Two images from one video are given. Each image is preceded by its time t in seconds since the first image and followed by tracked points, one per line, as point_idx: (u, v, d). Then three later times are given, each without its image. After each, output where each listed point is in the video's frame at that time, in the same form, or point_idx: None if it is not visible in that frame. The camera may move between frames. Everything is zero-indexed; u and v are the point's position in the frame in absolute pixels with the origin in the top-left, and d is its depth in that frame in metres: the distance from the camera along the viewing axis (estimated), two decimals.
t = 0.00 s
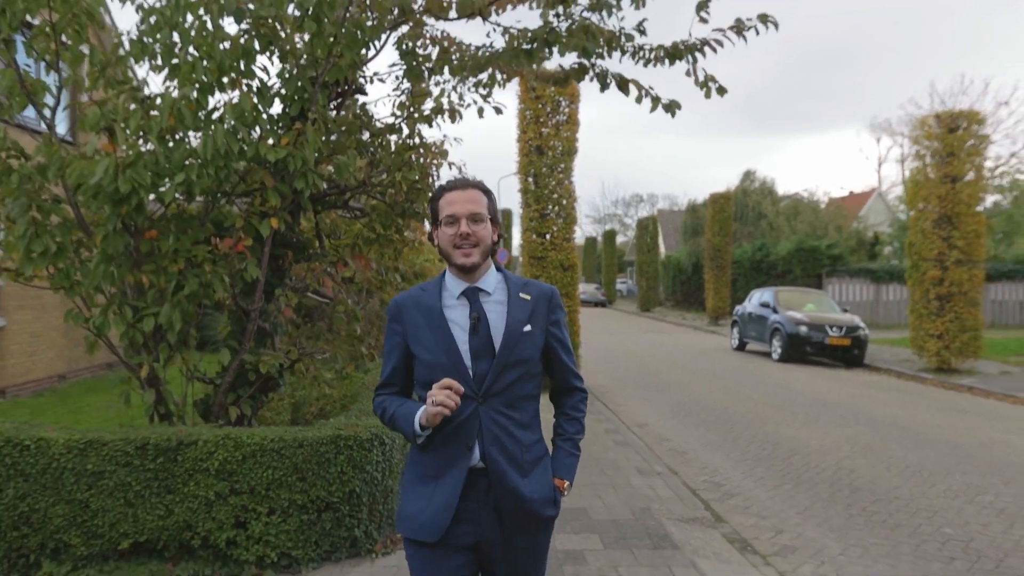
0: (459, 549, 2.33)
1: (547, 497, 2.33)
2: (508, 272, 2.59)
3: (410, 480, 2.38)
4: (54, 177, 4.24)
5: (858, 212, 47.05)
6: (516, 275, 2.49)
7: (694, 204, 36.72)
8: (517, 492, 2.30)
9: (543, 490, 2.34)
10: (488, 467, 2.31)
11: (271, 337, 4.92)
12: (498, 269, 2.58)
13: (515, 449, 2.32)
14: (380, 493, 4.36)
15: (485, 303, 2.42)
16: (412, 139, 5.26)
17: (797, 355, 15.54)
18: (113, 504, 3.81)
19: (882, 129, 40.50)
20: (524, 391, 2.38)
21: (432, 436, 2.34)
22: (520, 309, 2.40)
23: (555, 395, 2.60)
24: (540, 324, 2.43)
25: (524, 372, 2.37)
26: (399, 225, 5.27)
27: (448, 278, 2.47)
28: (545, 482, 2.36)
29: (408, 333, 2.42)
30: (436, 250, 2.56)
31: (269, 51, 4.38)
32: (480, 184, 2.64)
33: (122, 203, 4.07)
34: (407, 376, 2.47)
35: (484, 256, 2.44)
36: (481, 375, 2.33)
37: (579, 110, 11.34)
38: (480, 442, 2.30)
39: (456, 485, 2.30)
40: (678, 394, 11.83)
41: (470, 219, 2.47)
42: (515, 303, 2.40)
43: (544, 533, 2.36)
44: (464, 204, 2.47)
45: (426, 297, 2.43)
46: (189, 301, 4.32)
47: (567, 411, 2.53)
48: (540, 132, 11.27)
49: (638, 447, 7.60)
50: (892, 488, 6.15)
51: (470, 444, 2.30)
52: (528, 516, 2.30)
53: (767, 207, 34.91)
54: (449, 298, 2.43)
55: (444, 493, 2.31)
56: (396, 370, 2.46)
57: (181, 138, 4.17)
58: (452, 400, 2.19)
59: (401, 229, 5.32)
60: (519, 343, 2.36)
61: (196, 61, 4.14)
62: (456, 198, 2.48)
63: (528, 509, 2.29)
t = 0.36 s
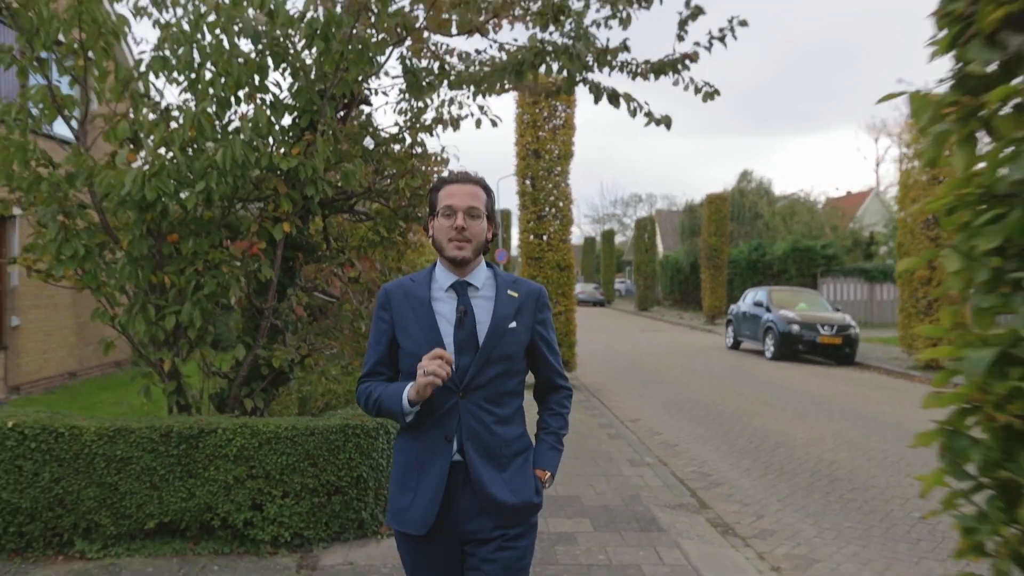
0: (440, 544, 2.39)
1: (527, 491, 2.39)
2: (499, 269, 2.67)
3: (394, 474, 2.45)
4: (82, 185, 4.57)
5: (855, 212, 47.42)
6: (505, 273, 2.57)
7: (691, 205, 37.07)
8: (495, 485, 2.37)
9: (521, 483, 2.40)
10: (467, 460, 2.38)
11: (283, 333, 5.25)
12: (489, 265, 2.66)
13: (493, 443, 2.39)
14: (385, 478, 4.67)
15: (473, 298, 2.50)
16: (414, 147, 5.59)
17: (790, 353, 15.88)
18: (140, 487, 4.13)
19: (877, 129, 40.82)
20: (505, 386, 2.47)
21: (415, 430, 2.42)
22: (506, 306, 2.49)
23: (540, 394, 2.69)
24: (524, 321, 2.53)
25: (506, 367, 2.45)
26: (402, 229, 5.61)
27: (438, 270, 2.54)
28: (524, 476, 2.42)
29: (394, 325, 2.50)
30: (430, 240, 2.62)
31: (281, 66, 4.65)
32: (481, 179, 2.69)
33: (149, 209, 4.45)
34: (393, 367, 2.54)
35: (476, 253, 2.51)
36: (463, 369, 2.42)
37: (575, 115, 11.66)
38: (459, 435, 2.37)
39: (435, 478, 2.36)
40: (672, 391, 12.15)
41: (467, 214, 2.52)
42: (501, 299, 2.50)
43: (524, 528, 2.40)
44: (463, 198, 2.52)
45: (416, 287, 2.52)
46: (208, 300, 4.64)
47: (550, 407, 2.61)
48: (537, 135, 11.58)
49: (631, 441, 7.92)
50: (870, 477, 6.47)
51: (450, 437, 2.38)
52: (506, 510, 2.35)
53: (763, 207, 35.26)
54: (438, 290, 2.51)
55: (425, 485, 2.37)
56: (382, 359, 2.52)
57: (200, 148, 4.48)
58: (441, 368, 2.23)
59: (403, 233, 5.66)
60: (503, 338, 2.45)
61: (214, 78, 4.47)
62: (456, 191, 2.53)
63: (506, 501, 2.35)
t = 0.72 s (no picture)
0: (436, 555, 2.30)
1: (527, 507, 2.28)
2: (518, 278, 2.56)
3: (393, 480, 2.38)
4: (110, 189, 4.87)
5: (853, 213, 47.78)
6: (524, 284, 2.46)
7: (690, 205, 37.44)
8: (494, 499, 2.26)
9: (522, 499, 2.29)
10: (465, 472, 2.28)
11: (297, 328, 5.58)
12: (508, 274, 2.55)
13: (494, 456, 2.28)
14: (393, 463, 5.00)
15: (488, 308, 2.40)
16: (420, 153, 5.91)
17: (784, 352, 16.20)
18: (168, 470, 4.45)
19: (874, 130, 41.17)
20: (513, 399, 2.33)
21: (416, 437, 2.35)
22: (520, 318, 2.37)
23: (554, 408, 2.55)
24: (538, 334, 2.38)
25: (514, 378, 2.33)
26: (409, 230, 5.94)
27: (456, 282, 2.46)
28: (526, 491, 2.31)
29: (406, 328, 2.43)
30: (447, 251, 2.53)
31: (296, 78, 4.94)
32: (496, 185, 2.57)
33: (174, 211, 4.77)
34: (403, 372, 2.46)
35: (493, 264, 2.41)
36: (468, 378, 2.31)
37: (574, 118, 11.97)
38: (458, 445, 2.27)
39: (431, 487, 2.28)
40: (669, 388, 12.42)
41: (482, 224, 2.41)
42: (516, 310, 2.37)
43: (521, 545, 2.29)
44: (477, 209, 2.41)
45: (433, 292, 2.45)
46: (228, 296, 4.95)
47: (563, 422, 2.48)
48: (537, 138, 11.89)
49: (628, 434, 8.21)
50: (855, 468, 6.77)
51: (449, 447, 2.28)
52: (504, 525, 2.24)
53: (761, 208, 35.63)
54: (453, 296, 2.44)
55: (422, 494, 2.29)
56: (392, 361, 2.43)
57: (220, 155, 4.78)
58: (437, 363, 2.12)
59: (410, 233, 6.00)
60: (512, 349, 2.33)
61: (235, 90, 4.77)
62: (470, 202, 2.43)
63: (504, 517, 2.24)
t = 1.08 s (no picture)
0: (457, 551, 2.35)
1: (545, 500, 2.39)
2: (524, 274, 2.67)
3: (413, 477, 2.43)
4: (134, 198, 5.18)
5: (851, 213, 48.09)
6: (531, 278, 2.58)
7: (688, 206, 37.76)
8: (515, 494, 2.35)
9: (540, 493, 2.40)
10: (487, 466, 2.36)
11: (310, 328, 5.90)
12: (512, 270, 2.65)
13: (515, 451, 2.38)
14: (401, 456, 5.32)
15: (498, 303, 2.52)
16: (425, 161, 6.24)
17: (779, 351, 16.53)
18: (191, 460, 4.77)
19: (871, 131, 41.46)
20: (529, 394, 2.45)
21: (437, 434, 2.42)
22: (531, 312, 2.50)
23: (564, 402, 2.70)
24: (550, 327, 2.51)
25: (529, 373, 2.44)
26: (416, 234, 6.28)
27: (461, 278, 2.57)
28: (544, 486, 2.42)
29: (419, 327, 2.53)
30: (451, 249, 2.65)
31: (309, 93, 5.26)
32: (493, 181, 2.66)
33: (197, 219, 5.10)
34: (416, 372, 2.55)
35: (492, 257, 2.50)
36: (485, 373, 2.42)
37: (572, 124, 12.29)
38: (480, 440, 2.35)
39: (455, 482, 2.35)
40: (666, 387, 12.72)
41: (478, 219, 2.51)
42: (526, 304, 2.50)
43: (540, 535, 2.40)
44: (473, 205, 2.52)
45: (441, 292, 2.56)
46: (246, 299, 5.27)
47: (574, 417, 2.63)
48: (536, 143, 12.19)
49: (624, 430, 8.52)
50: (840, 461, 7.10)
51: (471, 442, 2.36)
52: (526, 519, 2.34)
53: (758, 209, 35.95)
54: (462, 294, 2.56)
55: (446, 489, 2.35)
56: (406, 362, 2.54)
57: (239, 166, 5.09)
58: (443, 378, 2.31)
59: (416, 238, 6.33)
60: (527, 343, 2.45)
61: (253, 106, 5.09)
62: (465, 199, 2.53)
63: (525, 511, 2.34)
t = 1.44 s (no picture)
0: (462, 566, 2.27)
1: (546, 505, 2.35)
2: (503, 281, 2.60)
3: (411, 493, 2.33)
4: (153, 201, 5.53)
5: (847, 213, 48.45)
6: (511, 284, 2.51)
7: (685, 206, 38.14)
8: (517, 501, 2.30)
9: (541, 498, 2.35)
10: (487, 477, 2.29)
11: (318, 325, 6.22)
12: (492, 278, 2.58)
13: (514, 458, 2.32)
14: (403, 444, 5.65)
15: (482, 312, 2.43)
16: (426, 166, 6.57)
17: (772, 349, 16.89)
18: (208, 447, 5.10)
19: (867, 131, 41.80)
20: (522, 400, 2.38)
21: (432, 449, 2.32)
22: (518, 319, 2.42)
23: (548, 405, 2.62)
24: (536, 332, 2.45)
25: (521, 379, 2.37)
26: (418, 237, 6.58)
27: (444, 286, 2.48)
28: (543, 490, 2.38)
29: (403, 342, 2.38)
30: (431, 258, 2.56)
31: (317, 103, 5.59)
32: (473, 190, 2.62)
33: (213, 222, 5.44)
34: (403, 386, 2.43)
35: (478, 264, 2.45)
36: (479, 382, 2.33)
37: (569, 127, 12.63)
38: (480, 451, 2.27)
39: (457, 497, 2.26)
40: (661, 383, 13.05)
41: (463, 225, 2.45)
42: (512, 311, 2.42)
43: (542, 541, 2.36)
44: (458, 211, 2.45)
45: (422, 304, 2.43)
46: (258, 297, 5.61)
47: (562, 419, 2.57)
48: (534, 146, 12.52)
49: (618, 425, 8.84)
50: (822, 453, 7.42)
51: (470, 454, 2.27)
52: (530, 525, 2.30)
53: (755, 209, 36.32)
54: (444, 306, 2.44)
55: (447, 504, 2.26)
56: (391, 378, 2.41)
57: (253, 171, 5.42)
58: (433, 389, 2.18)
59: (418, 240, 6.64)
60: (517, 351, 2.37)
61: (265, 116, 5.42)
62: (449, 206, 2.47)
63: (528, 518, 2.29)
